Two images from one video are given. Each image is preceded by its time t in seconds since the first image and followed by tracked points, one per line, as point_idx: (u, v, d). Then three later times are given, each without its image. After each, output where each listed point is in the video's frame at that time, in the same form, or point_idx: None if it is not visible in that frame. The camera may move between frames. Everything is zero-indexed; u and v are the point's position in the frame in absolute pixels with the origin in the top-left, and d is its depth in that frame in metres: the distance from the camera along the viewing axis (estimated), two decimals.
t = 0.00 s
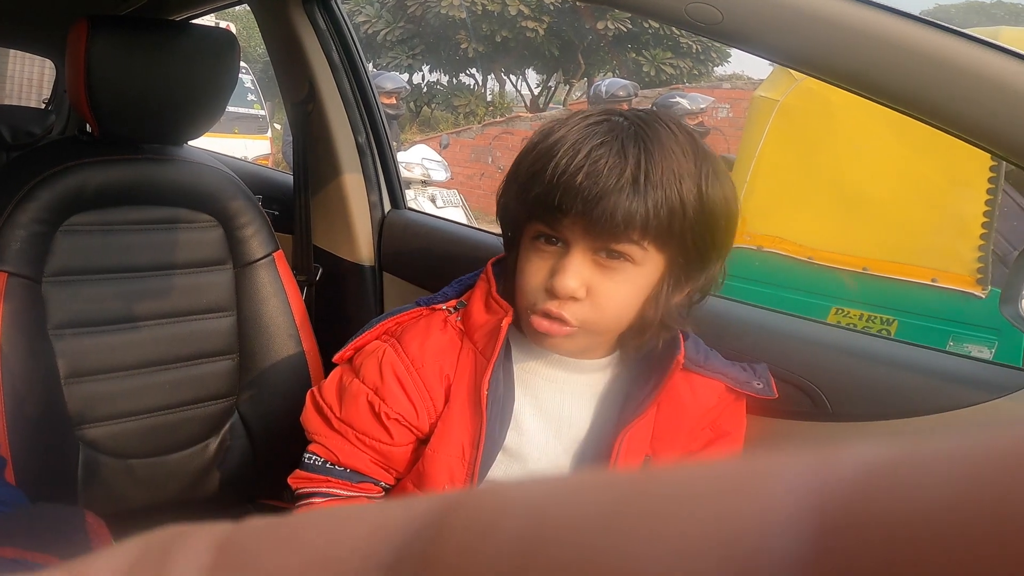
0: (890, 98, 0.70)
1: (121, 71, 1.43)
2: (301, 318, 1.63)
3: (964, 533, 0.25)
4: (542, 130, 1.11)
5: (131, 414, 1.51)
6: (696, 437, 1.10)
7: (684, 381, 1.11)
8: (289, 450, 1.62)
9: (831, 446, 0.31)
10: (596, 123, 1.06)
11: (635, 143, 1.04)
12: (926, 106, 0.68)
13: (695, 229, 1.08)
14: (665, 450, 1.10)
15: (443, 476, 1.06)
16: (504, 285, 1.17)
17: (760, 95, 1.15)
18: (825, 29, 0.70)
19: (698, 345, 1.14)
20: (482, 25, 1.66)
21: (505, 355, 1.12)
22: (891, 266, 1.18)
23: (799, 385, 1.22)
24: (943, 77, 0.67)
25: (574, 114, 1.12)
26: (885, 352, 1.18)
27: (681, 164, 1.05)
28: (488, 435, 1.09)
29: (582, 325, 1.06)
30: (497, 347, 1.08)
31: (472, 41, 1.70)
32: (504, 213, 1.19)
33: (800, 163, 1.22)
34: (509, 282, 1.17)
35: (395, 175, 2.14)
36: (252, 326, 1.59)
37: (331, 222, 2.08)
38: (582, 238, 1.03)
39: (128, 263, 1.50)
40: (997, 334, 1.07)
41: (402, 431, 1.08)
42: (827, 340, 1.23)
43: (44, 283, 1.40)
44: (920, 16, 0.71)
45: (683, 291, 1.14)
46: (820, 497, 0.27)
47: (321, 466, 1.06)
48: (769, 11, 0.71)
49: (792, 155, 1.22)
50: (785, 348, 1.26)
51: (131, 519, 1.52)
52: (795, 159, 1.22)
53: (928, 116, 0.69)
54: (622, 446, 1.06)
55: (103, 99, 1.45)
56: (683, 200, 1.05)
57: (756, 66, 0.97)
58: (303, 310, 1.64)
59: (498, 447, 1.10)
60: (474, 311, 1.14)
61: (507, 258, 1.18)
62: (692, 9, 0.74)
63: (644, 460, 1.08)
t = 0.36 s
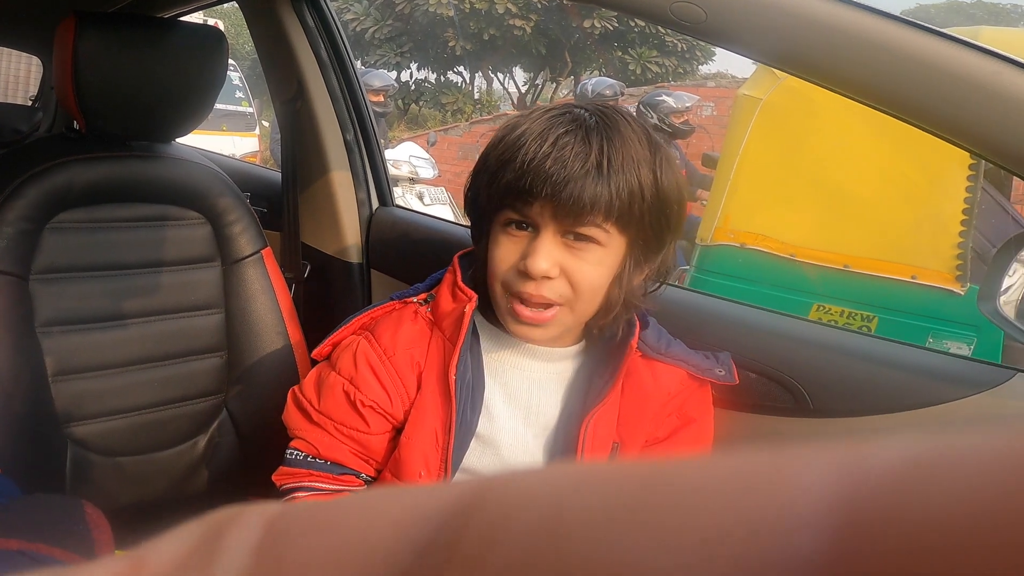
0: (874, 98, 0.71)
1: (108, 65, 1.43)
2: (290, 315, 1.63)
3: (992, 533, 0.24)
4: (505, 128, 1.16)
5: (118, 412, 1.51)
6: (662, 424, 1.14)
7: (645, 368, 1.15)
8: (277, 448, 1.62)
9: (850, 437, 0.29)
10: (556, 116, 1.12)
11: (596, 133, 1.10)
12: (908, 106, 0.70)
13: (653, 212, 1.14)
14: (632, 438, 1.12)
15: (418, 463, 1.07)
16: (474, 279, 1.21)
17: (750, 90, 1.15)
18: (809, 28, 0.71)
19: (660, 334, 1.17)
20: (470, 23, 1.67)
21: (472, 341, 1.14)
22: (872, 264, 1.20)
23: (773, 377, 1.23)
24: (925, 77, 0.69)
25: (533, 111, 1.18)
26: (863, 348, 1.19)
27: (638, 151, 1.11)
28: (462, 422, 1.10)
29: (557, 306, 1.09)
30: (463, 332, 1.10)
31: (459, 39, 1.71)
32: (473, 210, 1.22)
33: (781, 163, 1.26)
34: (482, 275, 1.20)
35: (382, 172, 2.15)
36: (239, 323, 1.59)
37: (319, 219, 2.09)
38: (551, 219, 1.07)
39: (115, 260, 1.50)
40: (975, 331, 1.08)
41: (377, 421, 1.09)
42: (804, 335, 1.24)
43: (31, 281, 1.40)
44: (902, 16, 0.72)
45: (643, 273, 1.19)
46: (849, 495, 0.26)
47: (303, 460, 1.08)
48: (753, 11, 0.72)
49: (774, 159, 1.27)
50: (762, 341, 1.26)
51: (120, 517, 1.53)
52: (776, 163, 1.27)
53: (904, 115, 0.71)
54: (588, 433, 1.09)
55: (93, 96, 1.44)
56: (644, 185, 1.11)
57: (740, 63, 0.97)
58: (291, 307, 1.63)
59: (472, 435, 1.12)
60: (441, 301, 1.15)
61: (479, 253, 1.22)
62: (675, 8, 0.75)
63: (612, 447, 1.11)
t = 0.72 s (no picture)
0: (854, 94, 0.72)
1: (98, 62, 1.42)
2: (279, 313, 1.63)
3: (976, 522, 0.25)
4: (517, 125, 1.15)
5: (107, 409, 1.51)
6: (653, 419, 1.16)
7: (638, 364, 1.16)
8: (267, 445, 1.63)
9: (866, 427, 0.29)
10: (572, 119, 1.12)
11: (613, 138, 1.11)
12: (886, 101, 0.71)
13: (661, 218, 1.15)
14: (625, 433, 1.14)
15: (413, 461, 1.09)
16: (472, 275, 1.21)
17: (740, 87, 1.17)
18: (796, 27, 0.72)
19: (651, 331, 1.18)
20: (458, 21, 1.67)
21: (470, 340, 1.15)
22: (855, 260, 1.21)
23: (758, 373, 1.26)
24: (903, 73, 0.70)
25: (543, 110, 1.18)
26: (847, 345, 1.21)
27: (651, 158, 1.13)
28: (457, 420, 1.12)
29: (564, 309, 1.09)
30: (461, 332, 1.11)
31: (448, 37, 1.71)
32: (477, 208, 1.22)
33: (761, 160, 1.27)
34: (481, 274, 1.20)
35: (371, 169, 2.15)
36: (228, 319, 1.59)
37: (308, 217, 2.09)
38: (563, 224, 1.07)
39: (104, 257, 1.50)
40: (956, 328, 1.11)
41: (371, 418, 1.10)
42: (787, 330, 1.26)
43: (19, 278, 1.40)
44: (885, 15, 0.73)
45: (645, 277, 1.20)
46: (862, 485, 0.25)
47: (296, 457, 1.08)
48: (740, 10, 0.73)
49: (756, 155, 1.28)
50: (748, 337, 1.28)
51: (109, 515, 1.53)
52: (759, 162, 1.28)
53: (887, 112, 0.72)
54: (583, 429, 1.11)
55: (83, 93, 1.44)
56: (654, 193, 1.12)
57: (726, 62, 0.98)
58: (280, 304, 1.64)
59: (468, 432, 1.13)
60: (438, 299, 1.16)
61: (479, 251, 1.21)
62: (663, 8, 0.75)
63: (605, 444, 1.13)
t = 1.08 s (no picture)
0: (834, 92, 0.73)
1: (87, 57, 1.42)
2: (269, 313, 1.63)
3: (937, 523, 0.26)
4: (508, 122, 1.16)
5: (96, 407, 1.51)
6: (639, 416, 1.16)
7: (624, 360, 1.16)
8: (256, 442, 1.63)
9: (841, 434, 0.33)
10: (563, 116, 1.13)
11: (602, 136, 1.12)
12: (864, 98, 0.72)
13: (649, 216, 1.16)
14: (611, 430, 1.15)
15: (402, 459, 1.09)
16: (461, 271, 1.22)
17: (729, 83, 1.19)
18: (778, 25, 0.73)
19: (638, 327, 1.18)
20: (447, 18, 1.68)
21: (458, 338, 1.15)
22: (837, 257, 1.23)
23: (742, 369, 1.26)
24: (882, 71, 0.71)
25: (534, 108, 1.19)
26: (831, 341, 1.21)
27: (640, 157, 1.14)
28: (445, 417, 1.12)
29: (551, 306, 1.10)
30: (450, 329, 1.11)
31: (437, 34, 1.72)
32: (467, 203, 1.23)
33: (746, 160, 1.29)
34: (470, 270, 1.21)
35: (360, 166, 2.15)
36: (217, 316, 1.59)
37: (297, 214, 2.09)
38: (551, 220, 1.08)
39: (93, 254, 1.50)
40: (937, 324, 1.12)
41: (360, 416, 1.10)
42: (772, 327, 1.27)
43: (7, 276, 1.40)
44: (868, 14, 0.74)
45: (633, 275, 1.21)
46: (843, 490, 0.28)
47: (285, 455, 1.08)
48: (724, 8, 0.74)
49: (742, 152, 1.29)
50: (732, 333, 1.29)
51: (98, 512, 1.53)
52: (744, 159, 1.29)
53: (870, 110, 0.72)
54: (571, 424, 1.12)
55: (71, 90, 1.43)
56: (643, 191, 1.13)
57: (713, 62, 1.00)
58: (270, 303, 1.64)
59: (456, 429, 1.14)
60: (427, 297, 1.16)
61: (468, 247, 1.22)
62: (649, 6, 0.77)
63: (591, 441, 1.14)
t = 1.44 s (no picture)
0: (818, 91, 0.74)
1: (71, 52, 1.41)
2: (255, 307, 1.63)
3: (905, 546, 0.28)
4: (491, 118, 1.17)
5: (82, 403, 1.51)
6: (622, 410, 1.21)
7: (606, 356, 1.19)
8: (244, 439, 1.64)
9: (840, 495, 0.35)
10: (544, 111, 1.14)
11: (582, 130, 1.12)
12: (846, 95, 0.73)
13: (630, 210, 1.17)
14: (595, 424, 1.18)
15: (388, 455, 1.10)
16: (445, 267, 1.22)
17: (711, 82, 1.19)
18: (761, 23, 0.72)
19: (619, 324, 1.22)
20: (433, 14, 1.69)
21: (443, 334, 1.16)
22: (816, 252, 1.26)
23: (723, 365, 1.29)
24: (863, 69, 0.72)
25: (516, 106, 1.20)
26: (810, 336, 1.24)
27: (620, 150, 1.14)
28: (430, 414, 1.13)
29: (532, 299, 1.10)
30: (435, 326, 1.11)
31: (423, 30, 1.72)
32: (451, 200, 1.23)
33: (726, 157, 1.31)
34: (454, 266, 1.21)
35: (346, 162, 2.15)
36: (203, 313, 1.59)
37: (284, 209, 2.09)
38: (532, 213, 1.09)
39: (79, 250, 1.49)
40: (913, 319, 1.15)
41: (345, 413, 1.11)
42: (753, 323, 1.29)
43: None
44: (849, 13, 0.74)
45: (616, 270, 1.22)
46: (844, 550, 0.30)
47: (270, 452, 1.10)
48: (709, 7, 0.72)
49: (723, 148, 1.30)
50: (714, 329, 1.30)
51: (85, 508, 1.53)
52: (727, 155, 1.31)
53: (849, 108, 0.73)
54: (555, 421, 1.13)
55: (54, 86, 1.43)
56: (623, 184, 1.13)
57: (695, 58, 1.01)
58: (256, 297, 1.64)
59: (441, 425, 1.15)
60: (412, 292, 1.16)
61: (452, 243, 1.23)
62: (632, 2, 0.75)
63: (576, 434, 1.17)
